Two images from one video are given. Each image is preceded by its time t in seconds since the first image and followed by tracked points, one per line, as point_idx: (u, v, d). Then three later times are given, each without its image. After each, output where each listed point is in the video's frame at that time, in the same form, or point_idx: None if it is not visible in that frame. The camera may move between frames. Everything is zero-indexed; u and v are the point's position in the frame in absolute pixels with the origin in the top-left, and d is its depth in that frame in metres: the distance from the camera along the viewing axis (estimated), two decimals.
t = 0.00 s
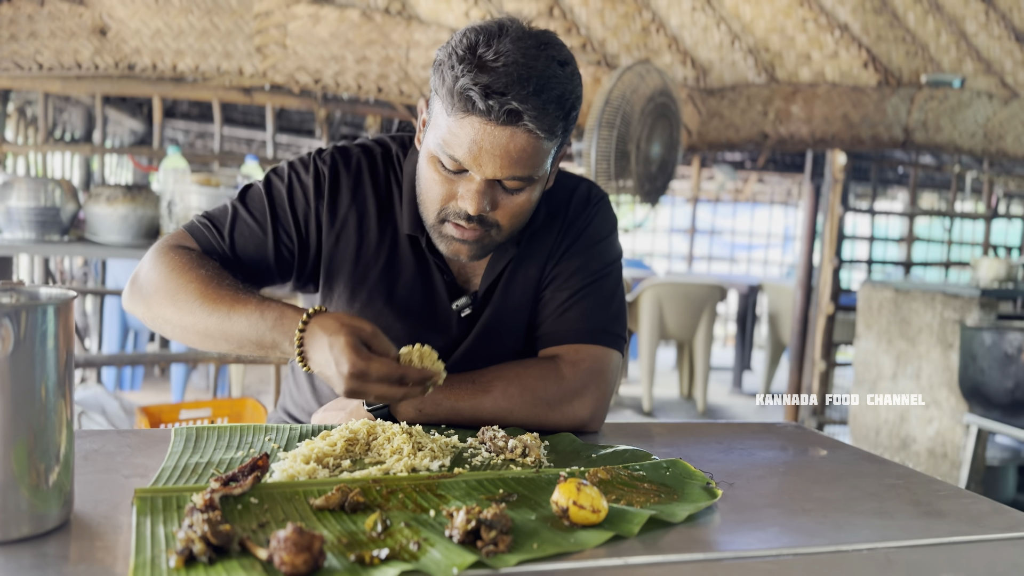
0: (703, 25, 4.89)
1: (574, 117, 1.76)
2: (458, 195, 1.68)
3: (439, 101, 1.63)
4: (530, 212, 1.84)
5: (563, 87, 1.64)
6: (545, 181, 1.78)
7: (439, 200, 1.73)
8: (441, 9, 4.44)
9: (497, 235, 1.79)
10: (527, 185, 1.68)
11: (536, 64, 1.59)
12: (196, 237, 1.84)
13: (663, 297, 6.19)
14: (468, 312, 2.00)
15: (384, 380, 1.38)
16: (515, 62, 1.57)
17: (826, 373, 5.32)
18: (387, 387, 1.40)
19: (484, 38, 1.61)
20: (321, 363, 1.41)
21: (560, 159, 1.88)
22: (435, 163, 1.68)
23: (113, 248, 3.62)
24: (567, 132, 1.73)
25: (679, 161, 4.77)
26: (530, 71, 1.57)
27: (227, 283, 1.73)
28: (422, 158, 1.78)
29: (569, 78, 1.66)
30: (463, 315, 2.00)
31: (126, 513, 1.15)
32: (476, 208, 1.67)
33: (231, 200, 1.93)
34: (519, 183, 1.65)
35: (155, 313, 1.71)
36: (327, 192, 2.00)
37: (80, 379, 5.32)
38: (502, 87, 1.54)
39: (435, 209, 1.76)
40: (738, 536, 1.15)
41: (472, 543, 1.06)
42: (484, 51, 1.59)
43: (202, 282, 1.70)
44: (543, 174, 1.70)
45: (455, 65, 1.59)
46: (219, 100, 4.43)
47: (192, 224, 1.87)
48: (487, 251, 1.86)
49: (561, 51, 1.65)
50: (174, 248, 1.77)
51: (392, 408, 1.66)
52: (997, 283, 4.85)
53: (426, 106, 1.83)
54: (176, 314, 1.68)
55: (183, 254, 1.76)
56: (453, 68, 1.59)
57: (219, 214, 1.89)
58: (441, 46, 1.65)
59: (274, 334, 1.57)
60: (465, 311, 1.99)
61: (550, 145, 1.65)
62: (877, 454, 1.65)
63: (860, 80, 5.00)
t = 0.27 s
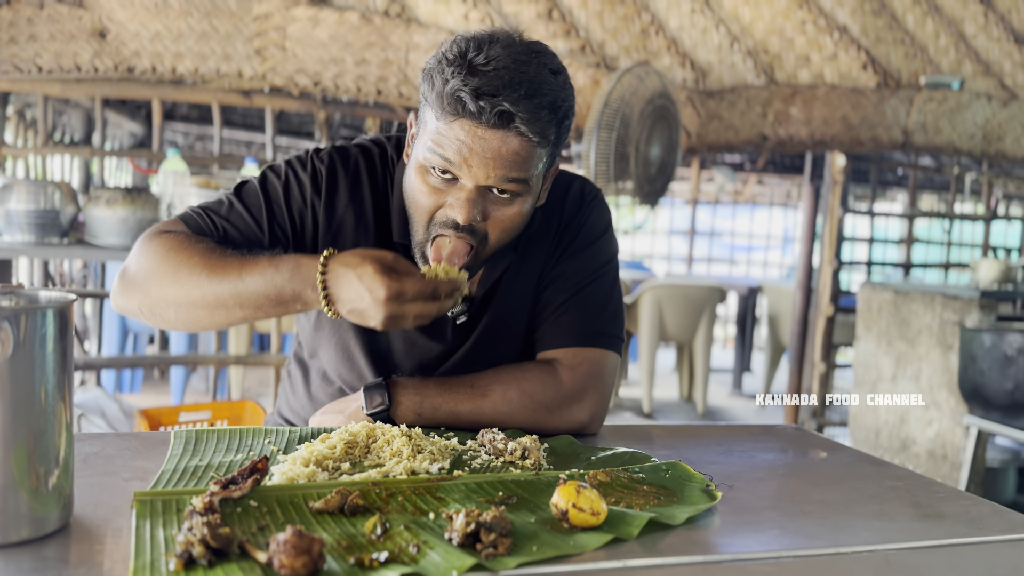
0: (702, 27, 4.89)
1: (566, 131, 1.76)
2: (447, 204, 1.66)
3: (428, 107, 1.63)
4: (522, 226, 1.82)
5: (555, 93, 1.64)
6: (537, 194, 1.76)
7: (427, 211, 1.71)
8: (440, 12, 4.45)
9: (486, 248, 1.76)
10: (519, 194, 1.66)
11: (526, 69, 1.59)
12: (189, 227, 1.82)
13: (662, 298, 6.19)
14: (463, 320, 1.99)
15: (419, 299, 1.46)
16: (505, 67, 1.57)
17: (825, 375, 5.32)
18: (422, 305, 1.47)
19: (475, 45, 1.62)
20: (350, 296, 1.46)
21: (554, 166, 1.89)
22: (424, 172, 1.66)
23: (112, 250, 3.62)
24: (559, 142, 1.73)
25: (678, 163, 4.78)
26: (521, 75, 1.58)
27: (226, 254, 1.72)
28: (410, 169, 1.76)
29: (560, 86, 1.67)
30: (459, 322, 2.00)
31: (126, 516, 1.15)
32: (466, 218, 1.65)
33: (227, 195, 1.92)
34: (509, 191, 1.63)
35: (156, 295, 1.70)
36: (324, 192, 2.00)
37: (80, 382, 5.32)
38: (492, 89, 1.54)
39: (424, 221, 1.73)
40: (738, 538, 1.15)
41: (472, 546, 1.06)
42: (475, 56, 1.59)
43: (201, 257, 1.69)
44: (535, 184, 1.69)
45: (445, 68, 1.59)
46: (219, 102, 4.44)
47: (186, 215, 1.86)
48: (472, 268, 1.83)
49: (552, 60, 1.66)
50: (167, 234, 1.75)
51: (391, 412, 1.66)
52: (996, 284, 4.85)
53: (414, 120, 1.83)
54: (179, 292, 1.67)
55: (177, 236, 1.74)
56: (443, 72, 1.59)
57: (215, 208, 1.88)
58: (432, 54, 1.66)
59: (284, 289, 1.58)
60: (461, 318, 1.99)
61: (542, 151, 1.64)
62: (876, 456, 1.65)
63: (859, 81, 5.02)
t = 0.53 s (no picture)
0: (701, 29, 4.89)
1: (563, 130, 1.76)
2: (443, 197, 1.64)
3: (425, 100, 1.64)
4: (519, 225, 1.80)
5: (553, 85, 1.65)
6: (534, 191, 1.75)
7: (420, 204, 1.69)
8: (440, 14, 4.46)
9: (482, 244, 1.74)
10: (517, 188, 1.65)
11: (524, 59, 1.61)
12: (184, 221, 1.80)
13: (662, 300, 6.19)
14: (461, 324, 1.99)
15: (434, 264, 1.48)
16: (502, 57, 1.58)
17: (825, 376, 5.32)
18: (437, 269, 1.48)
19: (472, 38, 1.63)
20: (361, 263, 1.47)
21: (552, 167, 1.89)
22: (420, 165, 1.65)
23: (110, 252, 3.61)
24: (556, 138, 1.73)
25: (677, 164, 4.77)
26: (518, 64, 1.59)
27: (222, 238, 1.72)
28: (405, 166, 1.75)
29: (558, 79, 1.67)
30: (456, 325, 1.99)
31: (124, 518, 1.15)
32: (461, 210, 1.63)
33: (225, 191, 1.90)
34: (506, 184, 1.62)
35: (155, 286, 1.70)
36: (325, 192, 2.00)
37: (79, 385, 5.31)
38: (489, 76, 1.55)
39: (418, 216, 1.71)
40: (736, 540, 1.15)
41: (470, 548, 1.06)
42: (471, 48, 1.61)
43: (198, 242, 1.69)
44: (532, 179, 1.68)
45: (442, 59, 1.61)
46: (218, 105, 4.43)
47: (183, 210, 1.82)
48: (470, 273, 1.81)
49: (550, 55, 1.68)
50: (161, 228, 1.74)
51: (390, 415, 1.67)
52: (996, 285, 4.85)
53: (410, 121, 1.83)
54: (179, 280, 1.67)
55: (171, 228, 1.73)
56: (440, 62, 1.61)
57: (214, 203, 1.85)
58: (430, 47, 1.67)
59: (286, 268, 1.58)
60: (458, 322, 1.98)
61: (539, 142, 1.64)
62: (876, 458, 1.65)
63: (858, 83, 5.03)
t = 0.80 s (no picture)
0: (700, 30, 4.90)
1: (555, 133, 1.75)
2: (430, 196, 1.61)
3: (415, 98, 1.64)
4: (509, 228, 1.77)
5: (543, 85, 1.65)
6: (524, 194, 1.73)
7: (408, 205, 1.66)
8: (439, 16, 4.46)
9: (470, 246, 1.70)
10: (504, 187, 1.63)
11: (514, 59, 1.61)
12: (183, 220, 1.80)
13: (662, 301, 6.19)
14: (459, 325, 1.97)
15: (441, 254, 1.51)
16: (493, 55, 1.59)
17: (825, 377, 5.33)
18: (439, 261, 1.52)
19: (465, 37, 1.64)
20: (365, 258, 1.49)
21: (548, 167, 1.90)
22: (407, 164, 1.63)
23: (110, 254, 3.60)
24: (546, 141, 1.72)
25: (677, 165, 4.77)
26: (508, 63, 1.59)
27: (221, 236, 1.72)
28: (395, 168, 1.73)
29: (550, 80, 1.67)
30: (454, 328, 1.98)
31: (124, 520, 1.15)
32: (447, 211, 1.60)
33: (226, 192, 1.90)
34: (494, 183, 1.60)
35: (156, 286, 1.70)
36: (325, 193, 1.99)
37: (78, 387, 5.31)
38: (478, 71, 1.55)
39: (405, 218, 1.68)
40: (736, 541, 1.15)
41: (470, 549, 1.06)
42: (462, 47, 1.62)
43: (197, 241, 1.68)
44: (521, 180, 1.66)
45: (432, 58, 1.61)
46: (217, 106, 4.43)
47: (185, 210, 1.83)
48: (464, 268, 1.80)
49: (544, 57, 1.68)
50: (161, 228, 1.74)
51: (389, 417, 1.67)
52: (996, 286, 4.85)
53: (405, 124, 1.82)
54: (180, 280, 1.67)
55: (170, 228, 1.73)
56: (430, 59, 1.62)
57: (216, 204, 1.86)
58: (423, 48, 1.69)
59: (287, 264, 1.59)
60: (457, 323, 1.96)
61: (528, 142, 1.63)
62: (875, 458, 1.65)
63: (857, 84, 5.04)
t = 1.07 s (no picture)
0: (699, 30, 4.90)
1: (555, 141, 1.71)
2: (429, 216, 1.63)
3: (411, 117, 1.61)
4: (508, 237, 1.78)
5: (540, 105, 1.60)
6: (524, 204, 1.72)
7: (410, 221, 1.69)
8: (438, 16, 4.46)
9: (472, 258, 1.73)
10: (501, 206, 1.62)
11: (509, 79, 1.55)
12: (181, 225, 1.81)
13: (661, 301, 6.19)
14: (460, 326, 1.98)
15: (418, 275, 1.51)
16: (487, 77, 1.53)
17: (824, 377, 5.33)
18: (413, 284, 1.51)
19: (458, 52, 1.57)
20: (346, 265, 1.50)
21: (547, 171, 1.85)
22: (406, 183, 1.63)
23: (109, 255, 3.60)
24: (545, 153, 1.68)
25: (676, 165, 4.77)
26: (502, 85, 1.53)
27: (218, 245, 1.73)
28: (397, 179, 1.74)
29: (547, 95, 1.62)
30: (455, 329, 1.98)
31: (123, 520, 1.15)
32: (447, 228, 1.62)
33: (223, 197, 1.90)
34: (491, 204, 1.60)
35: (152, 294, 1.70)
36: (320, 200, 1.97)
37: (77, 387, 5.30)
38: (470, 100, 1.50)
39: (408, 230, 1.71)
40: (735, 541, 1.15)
41: (469, 550, 1.06)
42: (456, 66, 1.56)
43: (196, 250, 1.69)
44: (518, 198, 1.64)
45: (426, 78, 1.56)
46: (217, 107, 4.43)
47: (181, 216, 1.84)
48: (469, 277, 1.82)
49: (539, 68, 1.61)
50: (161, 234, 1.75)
51: (388, 417, 1.67)
52: (995, 286, 4.85)
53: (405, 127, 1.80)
54: (177, 290, 1.68)
55: (170, 235, 1.73)
56: (423, 82, 1.56)
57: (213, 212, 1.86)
58: (417, 61, 1.63)
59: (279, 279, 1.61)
60: (457, 324, 1.97)
61: (526, 164, 1.59)
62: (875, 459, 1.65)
63: (856, 84, 5.04)
